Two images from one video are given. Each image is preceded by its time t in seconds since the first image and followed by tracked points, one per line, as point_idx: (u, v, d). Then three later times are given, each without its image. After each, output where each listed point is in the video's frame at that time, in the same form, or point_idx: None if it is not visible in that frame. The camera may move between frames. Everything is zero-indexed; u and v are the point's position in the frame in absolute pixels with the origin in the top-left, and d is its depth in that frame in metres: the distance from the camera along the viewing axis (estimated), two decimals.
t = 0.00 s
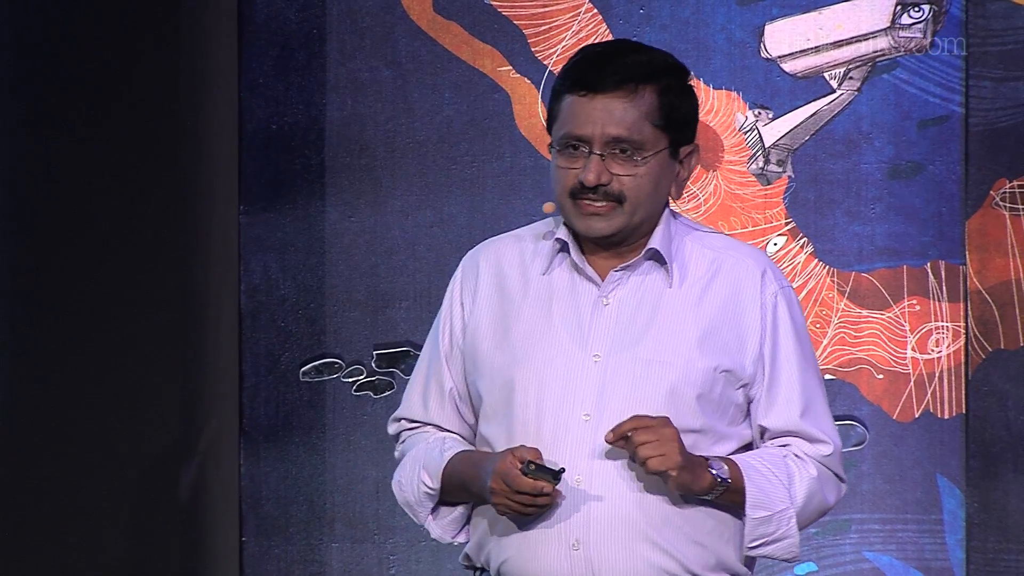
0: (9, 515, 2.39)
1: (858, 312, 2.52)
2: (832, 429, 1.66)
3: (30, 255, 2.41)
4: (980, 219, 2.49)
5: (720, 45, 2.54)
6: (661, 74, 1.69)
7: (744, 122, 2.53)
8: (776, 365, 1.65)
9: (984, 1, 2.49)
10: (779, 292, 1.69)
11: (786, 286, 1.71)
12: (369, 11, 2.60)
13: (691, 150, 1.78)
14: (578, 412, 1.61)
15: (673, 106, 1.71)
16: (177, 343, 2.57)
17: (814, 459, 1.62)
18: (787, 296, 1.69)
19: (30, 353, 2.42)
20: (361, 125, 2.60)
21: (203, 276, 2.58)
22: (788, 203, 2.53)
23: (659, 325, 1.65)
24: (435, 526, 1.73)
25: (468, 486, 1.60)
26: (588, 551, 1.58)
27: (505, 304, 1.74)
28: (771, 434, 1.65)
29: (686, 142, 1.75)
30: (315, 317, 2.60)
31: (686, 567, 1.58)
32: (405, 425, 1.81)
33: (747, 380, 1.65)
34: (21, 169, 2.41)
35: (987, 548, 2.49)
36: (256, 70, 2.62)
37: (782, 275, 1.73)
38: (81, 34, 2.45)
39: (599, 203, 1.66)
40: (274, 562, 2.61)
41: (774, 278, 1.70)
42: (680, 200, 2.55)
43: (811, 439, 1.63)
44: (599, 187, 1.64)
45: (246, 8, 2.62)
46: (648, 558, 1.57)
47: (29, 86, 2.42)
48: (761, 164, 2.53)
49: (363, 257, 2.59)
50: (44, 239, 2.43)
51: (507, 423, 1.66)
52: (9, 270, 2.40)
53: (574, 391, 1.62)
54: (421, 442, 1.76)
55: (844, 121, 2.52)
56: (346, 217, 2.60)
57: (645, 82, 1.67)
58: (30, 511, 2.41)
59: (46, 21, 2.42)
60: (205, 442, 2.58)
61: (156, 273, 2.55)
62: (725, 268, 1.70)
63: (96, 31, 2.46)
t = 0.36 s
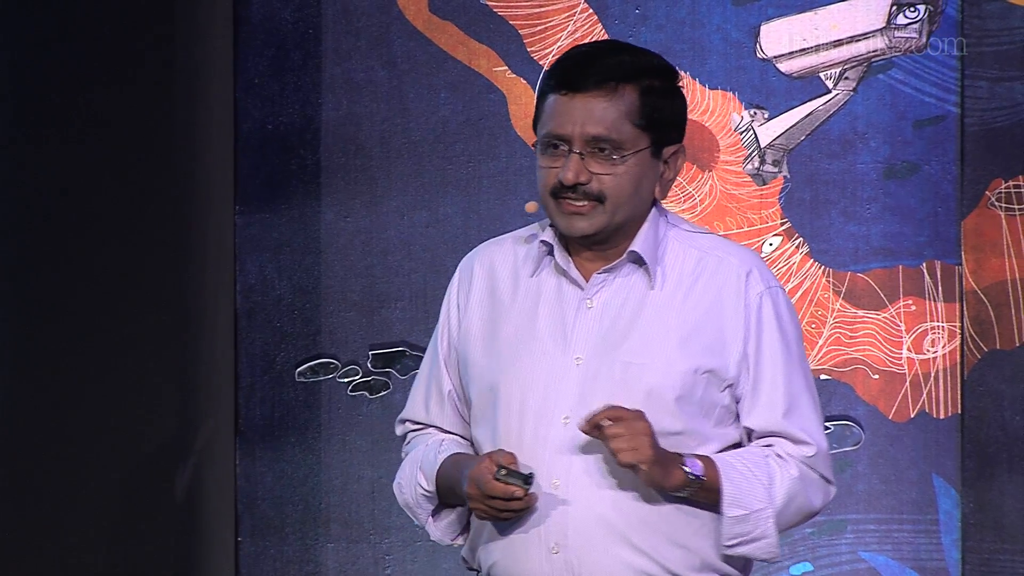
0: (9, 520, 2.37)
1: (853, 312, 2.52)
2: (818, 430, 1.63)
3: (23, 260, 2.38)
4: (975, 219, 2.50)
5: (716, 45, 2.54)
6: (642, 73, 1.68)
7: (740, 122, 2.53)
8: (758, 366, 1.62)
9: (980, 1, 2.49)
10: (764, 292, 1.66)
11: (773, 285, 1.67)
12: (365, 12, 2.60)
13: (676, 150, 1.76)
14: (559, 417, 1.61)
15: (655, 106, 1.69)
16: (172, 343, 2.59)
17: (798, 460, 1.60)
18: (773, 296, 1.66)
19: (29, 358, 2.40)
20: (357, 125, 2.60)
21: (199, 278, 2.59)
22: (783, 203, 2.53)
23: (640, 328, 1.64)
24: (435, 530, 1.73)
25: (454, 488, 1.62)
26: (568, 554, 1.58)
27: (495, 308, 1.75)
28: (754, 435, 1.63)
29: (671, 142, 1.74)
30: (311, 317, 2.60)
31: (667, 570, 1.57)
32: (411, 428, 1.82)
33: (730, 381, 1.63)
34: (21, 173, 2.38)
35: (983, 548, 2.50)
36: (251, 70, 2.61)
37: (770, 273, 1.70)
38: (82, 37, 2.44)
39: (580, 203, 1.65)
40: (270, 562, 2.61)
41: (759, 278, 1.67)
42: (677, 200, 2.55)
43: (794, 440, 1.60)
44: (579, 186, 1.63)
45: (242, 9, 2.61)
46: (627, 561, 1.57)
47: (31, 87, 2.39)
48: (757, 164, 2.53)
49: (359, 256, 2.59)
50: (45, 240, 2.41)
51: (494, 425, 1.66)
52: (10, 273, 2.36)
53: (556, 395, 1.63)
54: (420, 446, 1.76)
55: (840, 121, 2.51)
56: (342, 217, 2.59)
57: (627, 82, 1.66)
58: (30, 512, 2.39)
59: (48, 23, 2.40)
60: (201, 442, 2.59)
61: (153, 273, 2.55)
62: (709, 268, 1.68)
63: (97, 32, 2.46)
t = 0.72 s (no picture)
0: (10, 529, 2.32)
1: (847, 311, 2.51)
2: (773, 427, 1.48)
3: (30, 264, 2.34)
4: (968, 218, 2.49)
5: (708, 45, 2.54)
6: (613, 74, 1.65)
7: (733, 121, 2.53)
8: (717, 356, 1.53)
9: None
10: (735, 290, 1.57)
11: (749, 282, 1.58)
12: (359, 11, 2.60)
13: (657, 154, 1.69)
14: (535, 416, 1.60)
15: (627, 108, 1.65)
16: (164, 344, 2.59)
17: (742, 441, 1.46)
18: (747, 294, 1.57)
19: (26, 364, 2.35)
20: (351, 124, 2.60)
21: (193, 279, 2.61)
22: (777, 203, 2.53)
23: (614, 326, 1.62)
24: (443, 525, 1.75)
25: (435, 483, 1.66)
26: (539, 553, 1.56)
27: (488, 309, 1.75)
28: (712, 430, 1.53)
29: (648, 143, 1.67)
30: (305, 316, 2.60)
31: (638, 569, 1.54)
32: (430, 424, 1.83)
33: (698, 376, 1.57)
34: (23, 177, 2.34)
35: (976, 548, 2.49)
36: (245, 69, 2.61)
37: (752, 274, 1.60)
38: (81, 41, 2.43)
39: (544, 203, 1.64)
40: (263, 562, 2.62)
41: (735, 275, 1.58)
42: (670, 199, 2.55)
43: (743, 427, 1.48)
44: (541, 185, 1.62)
45: (234, 8, 2.61)
46: (598, 561, 1.54)
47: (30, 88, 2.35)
48: (750, 163, 2.53)
49: (352, 256, 2.59)
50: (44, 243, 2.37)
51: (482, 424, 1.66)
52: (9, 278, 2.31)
53: (535, 395, 1.61)
54: (433, 442, 1.78)
55: (833, 121, 2.51)
56: (335, 217, 2.60)
57: (598, 83, 1.63)
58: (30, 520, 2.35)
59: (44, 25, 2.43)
60: (194, 442, 2.61)
61: (147, 274, 2.56)
62: (688, 266, 1.63)
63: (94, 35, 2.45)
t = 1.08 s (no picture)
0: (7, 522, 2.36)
1: (846, 311, 2.51)
2: (762, 432, 1.50)
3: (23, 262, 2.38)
4: (968, 219, 2.49)
5: (708, 45, 2.54)
6: (597, 74, 1.66)
7: (733, 122, 2.53)
8: (703, 360, 1.54)
9: None
10: (722, 293, 1.58)
11: (735, 285, 1.59)
12: (358, 11, 2.60)
13: (640, 155, 1.69)
14: (518, 415, 1.61)
15: (611, 107, 1.66)
16: (163, 344, 2.59)
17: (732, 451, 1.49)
18: (733, 297, 1.57)
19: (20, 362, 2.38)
20: (350, 124, 2.60)
21: (190, 279, 2.60)
22: (776, 203, 2.53)
23: (598, 327, 1.62)
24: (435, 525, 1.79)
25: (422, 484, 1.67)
26: (522, 553, 1.57)
27: (476, 310, 1.77)
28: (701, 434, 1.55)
29: (632, 144, 1.68)
30: (305, 316, 2.60)
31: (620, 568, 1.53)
32: (426, 425, 1.86)
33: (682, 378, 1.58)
34: (23, 178, 2.39)
35: (975, 547, 2.49)
36: (245, 69, 2.62)
37: (739, 276, 1.61)
38: (81, 41, 2.46)
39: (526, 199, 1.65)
40: (263, 562, 2.61)
41: (721, 277, 1.59)
42: (670, 200, 2.55)
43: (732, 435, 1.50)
44: (523, 181, 1.64)
45: (234, 8, 2.61)
46: (580, 561, 1.54)
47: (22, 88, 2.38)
48: (750, 164, 2.53)
49: (352, 256, 2.59)
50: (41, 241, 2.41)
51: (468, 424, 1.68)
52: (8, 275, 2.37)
53: (518, 395, 1.62)
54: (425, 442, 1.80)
55: (833, 121, 2.51)
56: (334, 217, 2.60)
57: (581, 81, 1.65)
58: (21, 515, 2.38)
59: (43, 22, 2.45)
60: (193, 443, 2.60)
61: (146, 274, 2.56)
62: (674, 269, 1.64)
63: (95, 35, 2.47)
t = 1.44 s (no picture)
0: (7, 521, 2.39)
1: (846, 311, 2.51)
2: (755, 423, 1.51)
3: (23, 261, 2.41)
4: (967, 219, 2.49)
5: (707, 45, 2.54)
6: (581, 70, 1.67)
7: (733, 122, 2.53)
8: (695, 352, 1.55)
9: None
10: (712, 286, 1.59)
11: (724, 279, 1.60)
12: (358, 11, 2.60)
13: (625, 150, 1.70)
14: (507, 411, 1.61)
15: (595, 103, 1.67)
16: (163, 343, 2.60)
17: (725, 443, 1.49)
18: (722, 290, 1.59)
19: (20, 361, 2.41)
20: (350, 124, 2.60)
21: (190, 279, 2.60)
22: (776, 203, 2.53)
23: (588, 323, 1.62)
24: (412, 524, 1.76)
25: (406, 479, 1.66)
26: (512, 548, 1.56)
27: (461, 308, 1.76)
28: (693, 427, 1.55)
29: (616, 138, 1.69)
30: (304, 316, 2.60)
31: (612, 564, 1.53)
32: (400, 427, 1.85)
33: (673, 372, 1.58)
34: (24, 178, 2.42)
35: (975, 547, 2.49)
36: (244, 69, 2.61)
37: (727, 270, 1.63)
38: (82, 42, 2.48)
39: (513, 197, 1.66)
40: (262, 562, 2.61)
41: (711, 270, 1.61)
42: (669, 200, 2.55)
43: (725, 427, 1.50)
44: (509, 179, 1.64)
45: (233, 8, 2.62)
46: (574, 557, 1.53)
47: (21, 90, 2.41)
48: (750, 164, 2.53)
49: (351, 256, 2.59)
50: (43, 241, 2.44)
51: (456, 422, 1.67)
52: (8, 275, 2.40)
53: (507, 391, 1.62)
54: (402, 442, 1.78)
55: (832, 121, 2.51)
56: (334, 217, 2.60)
57: (563, 78, 1.66)
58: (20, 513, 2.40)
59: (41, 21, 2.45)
60: (194, 442, 2.61)
61: (146, 274, 2.57)
62: (663, 263, 1.65)
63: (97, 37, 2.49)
